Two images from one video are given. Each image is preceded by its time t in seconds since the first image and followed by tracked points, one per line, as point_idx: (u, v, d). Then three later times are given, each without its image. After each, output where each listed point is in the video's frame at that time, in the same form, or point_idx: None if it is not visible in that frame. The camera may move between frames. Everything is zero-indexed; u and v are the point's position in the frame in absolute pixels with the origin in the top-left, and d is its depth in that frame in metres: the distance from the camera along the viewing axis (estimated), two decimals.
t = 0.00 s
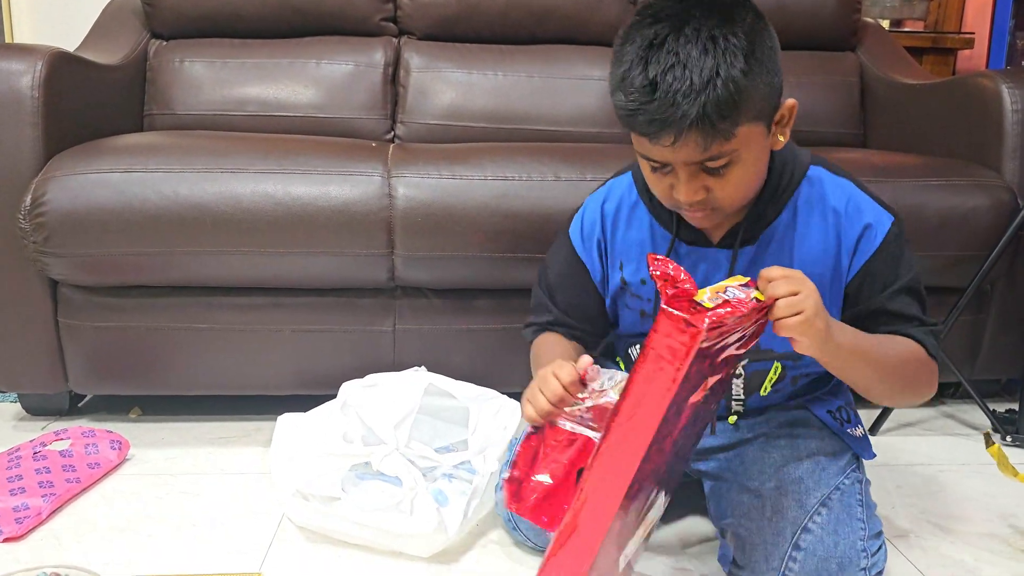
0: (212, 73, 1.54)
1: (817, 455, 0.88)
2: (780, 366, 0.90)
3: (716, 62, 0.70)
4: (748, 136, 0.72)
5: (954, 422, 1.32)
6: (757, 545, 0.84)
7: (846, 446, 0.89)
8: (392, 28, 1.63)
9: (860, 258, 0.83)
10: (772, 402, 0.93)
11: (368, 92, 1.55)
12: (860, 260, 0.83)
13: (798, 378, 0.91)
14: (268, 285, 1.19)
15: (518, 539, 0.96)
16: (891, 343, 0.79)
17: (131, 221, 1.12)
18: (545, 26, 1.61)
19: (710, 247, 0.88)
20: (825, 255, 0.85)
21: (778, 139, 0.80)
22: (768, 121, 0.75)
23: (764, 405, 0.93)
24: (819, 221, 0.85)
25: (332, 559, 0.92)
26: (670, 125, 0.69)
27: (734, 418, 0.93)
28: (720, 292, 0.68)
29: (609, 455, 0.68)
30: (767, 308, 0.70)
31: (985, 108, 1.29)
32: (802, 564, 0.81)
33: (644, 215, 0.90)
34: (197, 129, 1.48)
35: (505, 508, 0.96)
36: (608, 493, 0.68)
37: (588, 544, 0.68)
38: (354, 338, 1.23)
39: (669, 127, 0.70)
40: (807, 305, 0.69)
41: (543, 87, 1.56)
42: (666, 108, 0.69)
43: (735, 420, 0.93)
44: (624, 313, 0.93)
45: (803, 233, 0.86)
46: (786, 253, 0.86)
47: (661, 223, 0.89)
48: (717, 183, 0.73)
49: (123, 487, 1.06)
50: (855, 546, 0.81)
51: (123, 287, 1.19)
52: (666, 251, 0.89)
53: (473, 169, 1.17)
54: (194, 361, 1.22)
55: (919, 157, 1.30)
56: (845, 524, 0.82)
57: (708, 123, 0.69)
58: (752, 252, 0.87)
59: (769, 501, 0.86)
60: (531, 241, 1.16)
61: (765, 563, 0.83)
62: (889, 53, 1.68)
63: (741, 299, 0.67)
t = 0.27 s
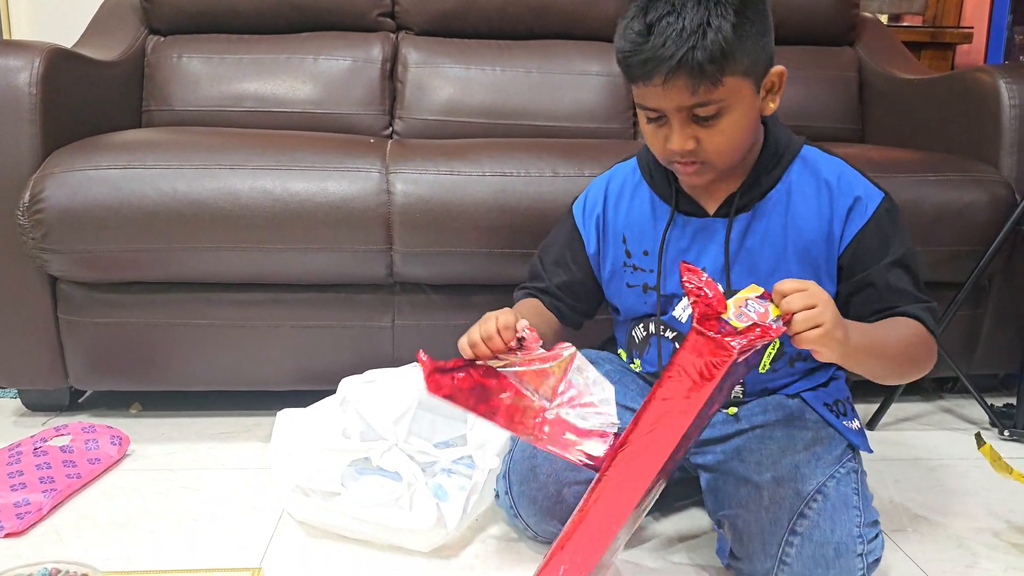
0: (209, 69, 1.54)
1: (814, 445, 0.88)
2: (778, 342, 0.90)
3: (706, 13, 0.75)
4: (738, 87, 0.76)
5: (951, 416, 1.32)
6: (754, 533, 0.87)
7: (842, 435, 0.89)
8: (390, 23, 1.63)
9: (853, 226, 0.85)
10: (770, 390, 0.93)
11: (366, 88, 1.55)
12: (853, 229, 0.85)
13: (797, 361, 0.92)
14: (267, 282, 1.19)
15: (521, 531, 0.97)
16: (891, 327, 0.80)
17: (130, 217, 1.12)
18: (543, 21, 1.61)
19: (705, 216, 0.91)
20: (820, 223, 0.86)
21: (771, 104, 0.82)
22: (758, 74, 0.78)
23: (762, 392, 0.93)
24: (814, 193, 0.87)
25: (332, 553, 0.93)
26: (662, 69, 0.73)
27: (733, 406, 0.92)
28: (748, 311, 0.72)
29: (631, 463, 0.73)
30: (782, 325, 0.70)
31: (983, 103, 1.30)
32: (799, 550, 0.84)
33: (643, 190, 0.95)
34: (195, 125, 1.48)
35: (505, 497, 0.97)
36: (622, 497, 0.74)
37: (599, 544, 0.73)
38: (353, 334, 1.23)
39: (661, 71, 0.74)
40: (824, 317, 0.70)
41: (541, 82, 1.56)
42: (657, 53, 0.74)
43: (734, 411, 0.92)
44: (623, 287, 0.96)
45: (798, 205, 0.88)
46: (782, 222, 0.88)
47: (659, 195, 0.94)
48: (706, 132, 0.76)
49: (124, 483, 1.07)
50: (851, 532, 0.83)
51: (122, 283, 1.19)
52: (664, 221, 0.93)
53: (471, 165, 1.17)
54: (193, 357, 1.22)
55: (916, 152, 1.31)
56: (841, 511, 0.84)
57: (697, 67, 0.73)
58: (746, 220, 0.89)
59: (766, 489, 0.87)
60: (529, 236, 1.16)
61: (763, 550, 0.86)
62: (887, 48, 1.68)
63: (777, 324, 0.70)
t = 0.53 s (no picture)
0: (213, 61, 1.53)
1: (822, 436, 0.87)
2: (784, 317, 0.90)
3: None
4: (739, 50, 0.79)
5: (958, 409, 1.32)
6: (764, 524, 0.86)
7: (849, 426, 0.89)
8: (394, 16, 1.62)
9: (856, 205, 0.86)
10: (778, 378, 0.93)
11: (370, 81, 1.54)
12: (856, 208, 0.86)
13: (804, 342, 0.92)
14: (273, 274, 1.19)
15: (530, 523, 0.97)
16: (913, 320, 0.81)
17: (135, 209, 1.12)
18: (548, 14, 1.60)
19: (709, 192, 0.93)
20: (824, 201, 0.88)
21: (772, 74, 0.86)
22: (758, 39, 0.81)
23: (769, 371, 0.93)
24: (817, 173, 0.89)
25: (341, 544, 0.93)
26: (664, 31, 0.77)
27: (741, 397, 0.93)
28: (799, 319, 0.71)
29: (674, 463, 0.74)
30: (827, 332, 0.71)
31: (990, 95, 1.29)
32: (810, 540, 0.83)
33: (649, 168, 0.98)
34: (199, 118, 1.48)
35: (514, 488, 0.97)
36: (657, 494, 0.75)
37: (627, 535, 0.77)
38: (359, 327, 1.23)
39: (665, 33, 0.77)
40: (864, 327, 0.71)
41: (547, 75, 1.55)
42: (660, 15, 0.78)
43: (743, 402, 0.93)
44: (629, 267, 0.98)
45: (802, 184, 0.89)
46: (787, 201, 0.89)
47: (664, 174, 0.96)
48: (710, 93, 0.80)
49: (130, 475, 1.06)
50: (863, 523, 0.82)
51: (127, 276, 1.19)
52: (669, 198, 0.95)
53: (478, 157, 1.17)
54: (199, 350, 1.22)
55: (923, 144, 1.30)
56: (851, 501, 0.83)
57: (699, 28, 0.77)
58: (749, 196, 0.91)
59: (775, 479, 0.86)
60: (536, 228, 1.16)
61: (772, 541, 0.85)
62: (893, 40, 1.67)
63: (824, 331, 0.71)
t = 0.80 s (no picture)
0: (217, 58, 1.52)
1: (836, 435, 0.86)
2: (792, 310, 0.89)
3: None
4: (745, 40, 0.78)
5: (970, 406, 1.31)
6: (779, 524, 0.85)
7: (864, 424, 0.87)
8: (399, 12, 1.61)
9: (864, 200, 0.85)
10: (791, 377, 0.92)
11: (375, 77, 1.53)
12: (865, 203, 0.85)
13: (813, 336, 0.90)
14: (279, 272, 1.18)
15: (539, 523, 0.96)
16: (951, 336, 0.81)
17: (141, 207, 1.11)
18: (554, 9, 1.59)
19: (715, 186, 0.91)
20: (832, 194, 0.86)
21: (777, 64, 0.84)
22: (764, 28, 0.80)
23: (780, 365, 0.92)
24: (825, 166, 0.88)
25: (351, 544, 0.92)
26: (670, 22, 0.76)
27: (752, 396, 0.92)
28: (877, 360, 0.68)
29: (731, 493, 0.68)
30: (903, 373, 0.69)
31: (1001, 89, 1.28)
32: (826, 540, 0.83)
33: (654, 161, 0.96)
34: (204, 115, 1.47)
35: (525, 487, 0.96)
36: (704, 522, 0.70)
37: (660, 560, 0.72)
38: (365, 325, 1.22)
39: (671, 24, 0.76)
40: (930, 365, 0.70)
41: (553, 70, 1.54)
42: (665, 6, 0.76)
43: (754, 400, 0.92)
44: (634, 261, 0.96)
45: (810, 177, 0.88)
46: (794, 193, 0.88)
47: (670, 167, 0.95)
48: (717, 84, 0.79)
49: (137, 475, 1.05)
50: (880, 522, 0.82)
51: (132, 274, 1.18)
52: (674, 191, 0.93)
53: (486, 153, 1.16)
54: (205, 349, 1.21)
55: (933, 139, 1.29)
56: (867, 501, 0.83)
57: (706, 18, 0.75)
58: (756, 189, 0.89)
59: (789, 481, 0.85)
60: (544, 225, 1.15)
61: (788, 542, 0.84)
62: (900, 34, 1.66)
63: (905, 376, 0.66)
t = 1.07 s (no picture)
0: (220, 52, 1.51)
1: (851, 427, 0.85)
2: (798, 300, 0.89)
3: None
4: (765, 37, 0.77)
5: (979, 400, 1.30)
6: (794, 519, 0.84)
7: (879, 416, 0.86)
8: (403, 5, 1.60)
9: (872, 194, 0.84)
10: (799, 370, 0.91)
11: (379, 71, 1.52)
12: (874, 197, 0.84)
13: (820, 328, 0.90)
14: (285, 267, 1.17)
15: (550, 517, 0.95)
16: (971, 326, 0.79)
17: (146, 200, 1.10)
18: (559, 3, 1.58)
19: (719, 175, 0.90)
20: (840, 185, 0.85)
21: (789, 57, 0.83)
22: (782, 21, 0.79)
23: (789, 357, 0.91)
24: (833, 157, 0.86)
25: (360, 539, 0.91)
26: (692, 19, 0.74)
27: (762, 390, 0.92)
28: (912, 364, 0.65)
29: (758, 490, 0.67)
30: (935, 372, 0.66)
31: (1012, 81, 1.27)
32: (841, 534, 0.82)
33: (658, 146, 0.95)
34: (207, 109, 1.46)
35: (535, 481, 0.95)
36: (729, 519, 0.69)
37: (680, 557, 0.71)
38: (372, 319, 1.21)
39: (693, 21, 0.74)
40: (960, 363, 0.68)
41: (558, 64, 1.53)
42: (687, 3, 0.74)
43: (764, 394, 0.92)
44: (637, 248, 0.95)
45: (818, 168, 0.86)
46: (801, 183, 0.87)
47: (675, 154, 0.93)
48: (735, 81, 0.78)
49: (143, 471, 1.05)
50: (896, 516, 0.81)
51: (137, 269, 1.17)
52: (679, 179, 0.92)
53: (493, 146, 1.15)
54: (210, 344, 1.20)
55: (943, 131, 1.28)
56: (883, 495, 0.82)
57: (727, 16, 0.74)
58: (762, 179, 0.88)
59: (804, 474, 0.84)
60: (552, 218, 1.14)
61: (803, 536, 0.83)
62: (907, 27, 1.65)
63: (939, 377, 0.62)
